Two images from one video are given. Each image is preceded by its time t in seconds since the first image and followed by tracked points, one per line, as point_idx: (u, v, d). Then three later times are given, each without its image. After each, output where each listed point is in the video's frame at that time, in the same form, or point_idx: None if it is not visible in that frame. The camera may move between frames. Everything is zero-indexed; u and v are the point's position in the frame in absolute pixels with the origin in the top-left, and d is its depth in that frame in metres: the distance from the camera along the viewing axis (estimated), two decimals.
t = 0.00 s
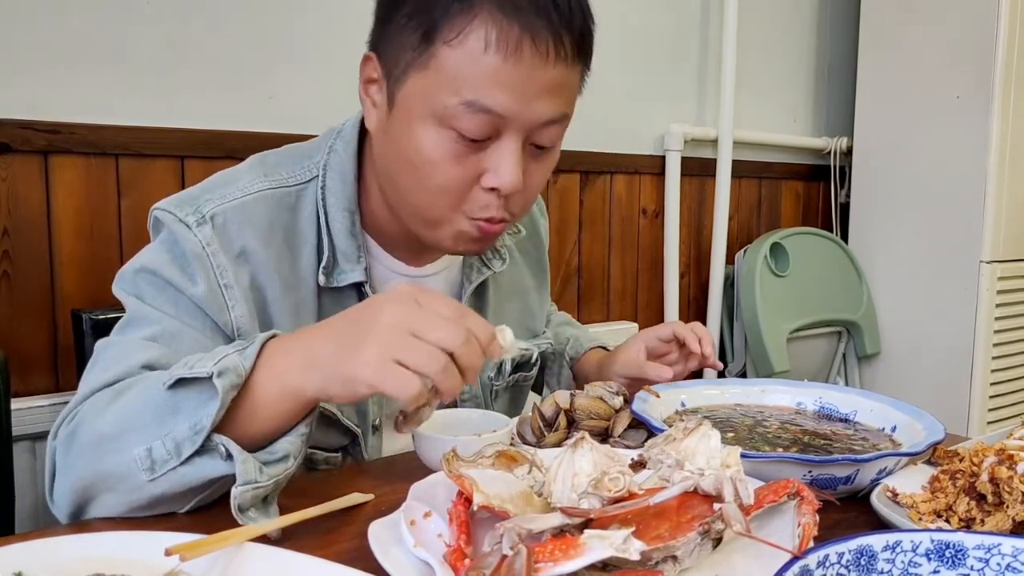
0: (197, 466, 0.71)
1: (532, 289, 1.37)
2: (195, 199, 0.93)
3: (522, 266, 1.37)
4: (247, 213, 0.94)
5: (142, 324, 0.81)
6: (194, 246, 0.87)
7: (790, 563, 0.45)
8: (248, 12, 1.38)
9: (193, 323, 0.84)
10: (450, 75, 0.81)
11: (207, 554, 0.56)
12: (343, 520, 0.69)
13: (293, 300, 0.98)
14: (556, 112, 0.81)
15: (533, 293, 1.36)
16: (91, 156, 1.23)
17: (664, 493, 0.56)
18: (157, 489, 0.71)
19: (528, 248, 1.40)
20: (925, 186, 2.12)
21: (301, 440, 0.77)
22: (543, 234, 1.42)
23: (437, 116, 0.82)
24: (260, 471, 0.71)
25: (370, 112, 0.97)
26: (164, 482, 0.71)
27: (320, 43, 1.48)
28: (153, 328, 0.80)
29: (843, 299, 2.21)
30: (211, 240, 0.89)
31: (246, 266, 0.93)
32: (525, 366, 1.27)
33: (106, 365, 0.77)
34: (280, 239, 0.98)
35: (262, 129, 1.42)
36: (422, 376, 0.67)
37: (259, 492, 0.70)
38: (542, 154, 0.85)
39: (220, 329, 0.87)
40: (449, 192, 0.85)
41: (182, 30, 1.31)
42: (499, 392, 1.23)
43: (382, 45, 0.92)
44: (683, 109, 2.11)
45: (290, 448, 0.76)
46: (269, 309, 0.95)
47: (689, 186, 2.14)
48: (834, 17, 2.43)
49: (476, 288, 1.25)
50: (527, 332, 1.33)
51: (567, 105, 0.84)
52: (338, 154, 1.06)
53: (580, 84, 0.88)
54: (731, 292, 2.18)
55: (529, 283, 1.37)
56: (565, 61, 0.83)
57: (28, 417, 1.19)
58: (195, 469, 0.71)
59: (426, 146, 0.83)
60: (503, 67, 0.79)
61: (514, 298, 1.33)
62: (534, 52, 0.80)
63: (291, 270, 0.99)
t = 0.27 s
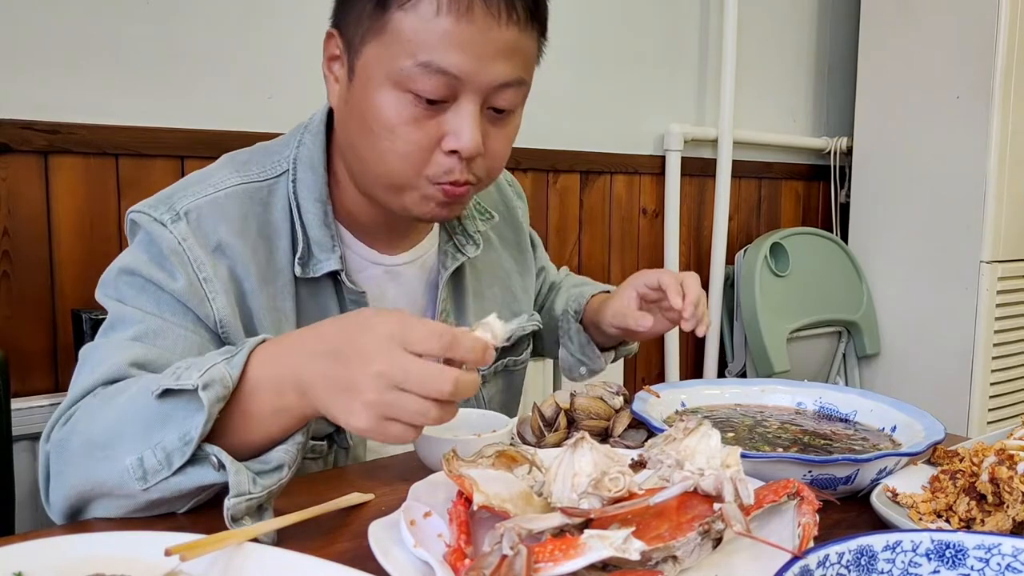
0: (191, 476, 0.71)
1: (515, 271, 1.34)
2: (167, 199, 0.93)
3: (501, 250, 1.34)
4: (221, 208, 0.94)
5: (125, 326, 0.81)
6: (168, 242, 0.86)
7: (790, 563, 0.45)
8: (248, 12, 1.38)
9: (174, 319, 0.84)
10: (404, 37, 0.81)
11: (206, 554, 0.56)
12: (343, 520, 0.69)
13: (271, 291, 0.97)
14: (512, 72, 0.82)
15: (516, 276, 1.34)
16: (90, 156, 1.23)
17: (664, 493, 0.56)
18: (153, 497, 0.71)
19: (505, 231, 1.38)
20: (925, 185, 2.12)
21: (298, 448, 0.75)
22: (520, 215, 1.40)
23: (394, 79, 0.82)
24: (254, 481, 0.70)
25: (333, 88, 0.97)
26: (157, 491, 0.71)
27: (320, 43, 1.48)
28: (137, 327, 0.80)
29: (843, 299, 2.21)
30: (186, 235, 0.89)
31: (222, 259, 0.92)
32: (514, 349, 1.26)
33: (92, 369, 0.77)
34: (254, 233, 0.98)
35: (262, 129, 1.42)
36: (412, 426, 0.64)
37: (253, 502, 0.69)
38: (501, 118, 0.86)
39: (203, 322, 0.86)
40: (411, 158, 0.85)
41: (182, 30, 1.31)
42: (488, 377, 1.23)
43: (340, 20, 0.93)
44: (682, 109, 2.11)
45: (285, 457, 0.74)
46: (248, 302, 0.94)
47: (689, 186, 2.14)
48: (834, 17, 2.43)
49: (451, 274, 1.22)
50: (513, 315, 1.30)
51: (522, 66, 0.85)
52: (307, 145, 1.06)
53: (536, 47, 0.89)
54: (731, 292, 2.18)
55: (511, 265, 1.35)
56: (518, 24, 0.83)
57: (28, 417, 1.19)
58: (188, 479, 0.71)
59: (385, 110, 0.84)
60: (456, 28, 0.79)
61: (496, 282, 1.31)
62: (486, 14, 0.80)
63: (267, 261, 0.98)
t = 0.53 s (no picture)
0: (191, 482, 0.71)
1: (504, 254, 1.33)
2: (149, 202, 0.93)
3: (487, 236, 1.32)
4: (203, 209, 0.94)
5: (114, 325, 0.80)
6: (151, 242, 0.87)
7: (790, 563, 0.45)
8: (248, 12, 1.38)
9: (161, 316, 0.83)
10: (375, 21, 0.81)
11: (207, 554, 0.56)
12: (343, 520, 0.69)
13: (254, 287, 0.97)
14: (482, 53, 0.83)
15: (507, 262, 1.32)
16: (90, 156, 1.23)
17: (664, 493, 0.56)
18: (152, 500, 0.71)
19: (490, 212, 1.35)
20: (925, 185, 2.12)
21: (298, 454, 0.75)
22: (505, 195, 1.37)
23: (368, 62, 0.83)
24: (255, 487, 0.69)
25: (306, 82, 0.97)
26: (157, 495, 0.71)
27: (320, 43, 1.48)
28: (127, 326, 0.80)
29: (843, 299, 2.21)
30: (169, 235, 0.89)
31: (206, 255, 0.92)
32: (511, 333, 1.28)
33: (84, 371, 0.76)
34: (235, 230, 0.97)
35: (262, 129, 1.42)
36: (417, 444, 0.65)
37: (253, 508, 0.69)
38: (474, 101, 0.87)
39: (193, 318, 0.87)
40: (386, 143, 0.85)
41: (182, 30, 1.31)
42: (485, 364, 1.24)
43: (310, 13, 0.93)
44: (682, 109, 2.11)
45: (286, 463, 0.74)
46: (233, 298, 0.94)
47: (689, 186, 2.14)
48: (834, 16, 2.43)
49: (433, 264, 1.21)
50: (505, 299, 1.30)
51: (492, 47, 0.85)
52: (285, 143, 1.06)
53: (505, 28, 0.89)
54: (731, 292, 2.18)
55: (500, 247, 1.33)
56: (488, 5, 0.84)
57: (28, 417, 1.19)
58: (189, 485, 0.71)
59: (361, 95, 0.84)
60: (426, 9, 0.80)
61: (485, 267, 1.29)
62: None
63: (249, 257, 0.98)
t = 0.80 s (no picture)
0: (191, 482, 0.71)
1: (498, 243, 1.32)
2: (139, 204, 0.93)
3: (480, 227, 1.32)
4: (191, 209, 0.94)
5: (108, 326, 0.80)
6: (141, 243, 0.86)
7: (790, 563, 0.45)
8: (248, 12, 1.38)
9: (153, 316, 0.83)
10: (368, 19, 0.82)
11: (206, 554, 0.56)
12: (343, 520, 0.69)
13: (245, 286, 0.97)
14: (475, 49, 0.84)
15: (499, 250, 1.32)
16: (90, 156, 1.23)
17: (664, 493, 0.56)
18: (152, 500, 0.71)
19: (482, 203, 1.34)
20: (925, 185, 2.12)
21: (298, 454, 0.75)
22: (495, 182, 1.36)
23: (362, 60, 0.83)
24: (255, 486, 0.69)
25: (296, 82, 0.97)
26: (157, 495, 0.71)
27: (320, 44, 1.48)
28: (121, 327, 0.80)
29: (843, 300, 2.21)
30: (159, 236, 0.89)
31: (196, 255, 0.92)
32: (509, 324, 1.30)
33: (81, 372, 0.76)
34: (224, 230, 0.97)
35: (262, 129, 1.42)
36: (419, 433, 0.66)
37: (253, 507, 0.69)
38: (467, 94, 0.87)
39: (187, 319, 0.87)
40: (383, 140, 0.85)
41: (182, 30, 1.31)
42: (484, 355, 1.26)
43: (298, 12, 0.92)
44: (682, 109, 2.11)
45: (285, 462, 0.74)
46: (225, 297, 0.94)
47: (689, 186, 2.14)
48: (834, 16, 2.43)
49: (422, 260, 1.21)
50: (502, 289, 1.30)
51: (484, 42, 0.86)
52: (272, 142, 1.05)
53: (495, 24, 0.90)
54: (731, 292, 2.18)
55: (493, 237, 1.33)
56: None
57: (28, 417, 1.19)
58: (189, 484, 0.71)
59: (357, 94, 0.84)
60: (418, 7, 0.80)
61: (479, 259, 1.30)
62: None
63: (238, 256, 0.98)
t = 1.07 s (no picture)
0: (189, 482, 0.71)
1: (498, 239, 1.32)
2: (137, 204, 0.93)
3: (480, 226, 1.32)
4: (189, 211, 0.94)
5: (105, 329, 0.80)
6: (139, 245, 0.86)
7: (790, 563, 0.45)
8: (248, 12, 1.38)
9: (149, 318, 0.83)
10: (373, 30, 0.82)
11: (206, 554, 0.56)
12: (343, 520, 0.69)
13: (243, 288, 0.97)
14: (481, 57, 0.84)
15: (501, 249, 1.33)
16: (90, 156, 1.23)
17: (664, 492, 0.56)
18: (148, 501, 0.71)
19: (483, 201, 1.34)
20: (925, 185, 2.12)
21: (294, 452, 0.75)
22: (495, 179, 1.36)
23: (367, 69, 0.83)
24: (251, 485, 0.69)
25: (297, 87, 0.97)
26: (154, 496, 0.71)
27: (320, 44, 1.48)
28: (118, 330, 0.80)
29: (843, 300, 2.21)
30: (156, 238, 0.88)
31: (194, 257, 0.92)
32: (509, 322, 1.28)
33: (75, 376, 0.77)
34: (220, 231, 0.97)
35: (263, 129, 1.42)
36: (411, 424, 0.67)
37: (252, 506, 0.68)
38: (472, 102, 0.88)
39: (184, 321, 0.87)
40: (387, 149, 0.86)
41: (182, 30, 1.31)
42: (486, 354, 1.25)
43: (298, 19, 0.93)
44: (683, 109, 2.11)
45: (282, 460, 0.74)
46: (222, 297, 0.94)
47: (689, 186, 2.14)
48: (834, 16, 2.43)
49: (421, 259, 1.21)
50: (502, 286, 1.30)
51: (487, 49, 0.86)
52: (269, 143, 1.06)
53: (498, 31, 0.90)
54: (731, 292, 2.18)
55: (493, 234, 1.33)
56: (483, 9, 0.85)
57: (28, 417, 1.19)
58: (187, 484, 0.71)
59: (364, 104, 0.84)
60: (422, 15, 0.80)
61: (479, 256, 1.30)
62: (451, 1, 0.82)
63: (235, 257, 0.98)
